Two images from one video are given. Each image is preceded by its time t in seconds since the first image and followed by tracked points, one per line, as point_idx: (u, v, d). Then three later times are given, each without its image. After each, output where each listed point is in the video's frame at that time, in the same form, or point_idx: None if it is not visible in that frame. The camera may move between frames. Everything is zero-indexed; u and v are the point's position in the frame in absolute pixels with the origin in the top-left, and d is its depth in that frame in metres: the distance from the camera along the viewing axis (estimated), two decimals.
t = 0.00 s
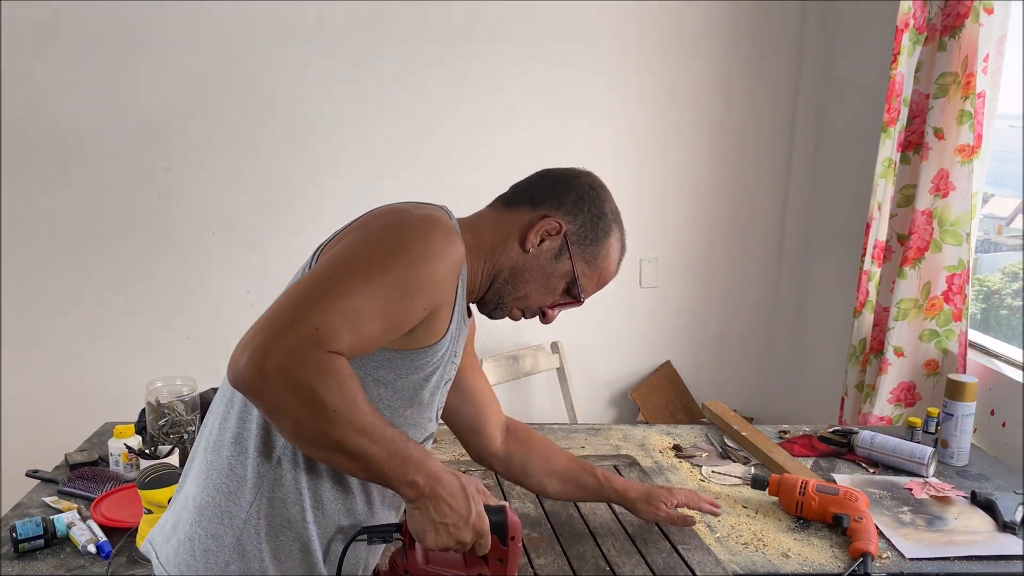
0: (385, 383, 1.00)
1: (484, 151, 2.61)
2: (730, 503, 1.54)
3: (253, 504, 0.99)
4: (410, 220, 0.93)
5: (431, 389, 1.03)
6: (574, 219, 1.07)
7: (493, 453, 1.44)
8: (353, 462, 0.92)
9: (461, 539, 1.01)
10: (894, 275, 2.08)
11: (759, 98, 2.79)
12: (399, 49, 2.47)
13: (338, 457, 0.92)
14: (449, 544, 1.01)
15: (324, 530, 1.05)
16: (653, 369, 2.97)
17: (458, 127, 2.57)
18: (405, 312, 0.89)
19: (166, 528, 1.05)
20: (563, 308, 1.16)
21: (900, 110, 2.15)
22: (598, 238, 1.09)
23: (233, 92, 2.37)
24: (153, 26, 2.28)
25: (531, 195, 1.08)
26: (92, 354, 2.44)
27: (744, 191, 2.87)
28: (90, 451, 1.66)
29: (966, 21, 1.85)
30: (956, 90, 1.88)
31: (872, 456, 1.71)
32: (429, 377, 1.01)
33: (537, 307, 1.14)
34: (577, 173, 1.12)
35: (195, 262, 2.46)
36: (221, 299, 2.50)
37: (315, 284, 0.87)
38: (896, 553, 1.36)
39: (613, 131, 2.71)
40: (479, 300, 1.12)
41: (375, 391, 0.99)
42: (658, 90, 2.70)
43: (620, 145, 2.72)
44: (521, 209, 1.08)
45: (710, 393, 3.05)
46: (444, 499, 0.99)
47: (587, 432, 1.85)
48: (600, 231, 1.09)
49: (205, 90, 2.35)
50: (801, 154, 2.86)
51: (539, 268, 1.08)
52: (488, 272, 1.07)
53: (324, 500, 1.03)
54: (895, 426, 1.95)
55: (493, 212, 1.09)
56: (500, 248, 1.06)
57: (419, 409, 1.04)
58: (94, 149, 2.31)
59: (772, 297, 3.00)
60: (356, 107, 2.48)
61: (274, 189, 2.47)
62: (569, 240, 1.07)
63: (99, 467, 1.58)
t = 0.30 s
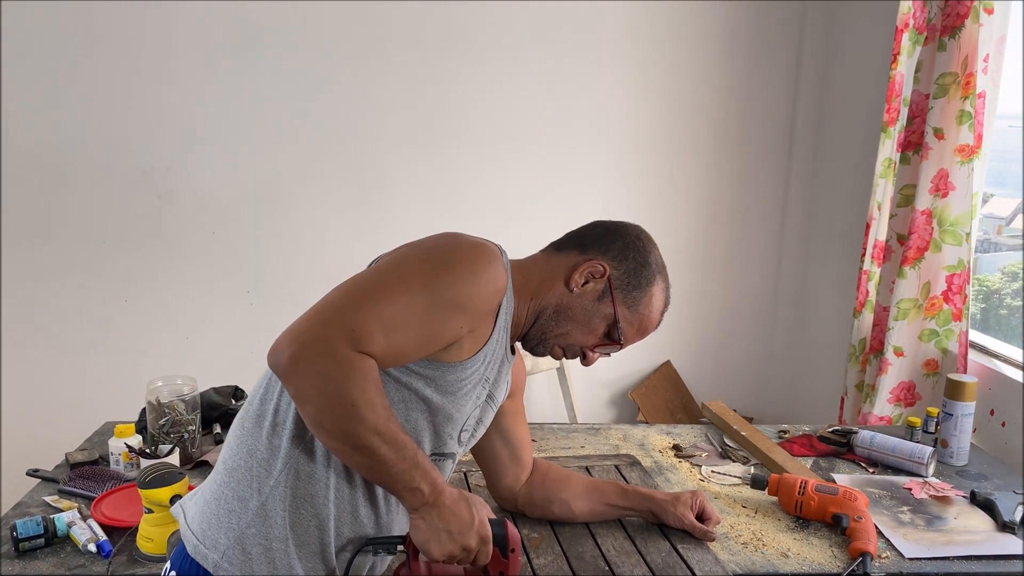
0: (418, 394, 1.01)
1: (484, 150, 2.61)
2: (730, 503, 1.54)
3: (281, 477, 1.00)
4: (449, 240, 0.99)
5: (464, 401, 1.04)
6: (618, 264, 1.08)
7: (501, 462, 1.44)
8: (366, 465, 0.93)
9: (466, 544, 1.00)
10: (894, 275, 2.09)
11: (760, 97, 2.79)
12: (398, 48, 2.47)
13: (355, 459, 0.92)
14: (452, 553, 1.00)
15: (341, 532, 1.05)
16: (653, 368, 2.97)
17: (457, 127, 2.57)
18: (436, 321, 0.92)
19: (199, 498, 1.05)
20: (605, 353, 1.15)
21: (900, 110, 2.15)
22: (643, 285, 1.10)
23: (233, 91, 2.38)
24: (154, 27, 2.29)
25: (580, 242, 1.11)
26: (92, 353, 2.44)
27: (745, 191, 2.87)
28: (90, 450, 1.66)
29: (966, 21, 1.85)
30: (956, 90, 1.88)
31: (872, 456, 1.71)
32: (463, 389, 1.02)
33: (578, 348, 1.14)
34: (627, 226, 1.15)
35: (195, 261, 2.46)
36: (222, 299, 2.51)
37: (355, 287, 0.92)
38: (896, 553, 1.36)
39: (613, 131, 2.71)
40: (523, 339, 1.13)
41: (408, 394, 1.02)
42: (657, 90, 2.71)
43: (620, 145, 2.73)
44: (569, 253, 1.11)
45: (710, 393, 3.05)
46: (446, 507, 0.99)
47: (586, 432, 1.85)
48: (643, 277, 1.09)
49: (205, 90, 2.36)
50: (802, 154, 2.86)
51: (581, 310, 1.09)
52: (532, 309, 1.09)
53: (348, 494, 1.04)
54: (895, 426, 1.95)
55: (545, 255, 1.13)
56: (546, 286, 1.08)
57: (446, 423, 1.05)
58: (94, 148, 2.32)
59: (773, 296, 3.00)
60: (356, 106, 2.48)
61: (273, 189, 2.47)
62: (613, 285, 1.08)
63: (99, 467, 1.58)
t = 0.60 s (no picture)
0: (426, 401, 1.01)
1: (483, 150, 2.61)
2: (729, 503, 1.54)
3: (293, 480, 1.00)
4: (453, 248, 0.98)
5: (471, 408, 1.04)
6: (623, 262, 1.08)
7: (503, 461, 1.44)
8: (375, 471, 0.93)
9: (478, 547, 0.98)
10: (894, 275, 2.09)
11: (759, 97, 2.79)
12: (398, 48, 2.47)
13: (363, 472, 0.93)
14: (464, 557, 0.98)
15: (350, 536, 1.05)
16: (653, 369, 2.97)
17: (457, 127, 2.58)
18: (443, 324, 0.92)
19: (206, 498, 1.05)
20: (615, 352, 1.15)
21: (900, 109, 2.15)
22: (649, 282, 1.09)
23: (233, 91, 2.38)
24: (154, 27, 2.29)
25: (585, 243, 1.12)
26: (93, 353, 2.44)
27: (744, 191, 2.87)
28: (90, 450, 1.66)
29: (965, 21, 1.85)
30: (956, 90, 1.88)
31: (872, 456, 1.71)
32: (470, 396, 1.03)
33: (588, 348, 1.13)
34: (632, 223, 1.15)
35: (195, 261, 2.46)
36: (222, 299, 2.51)
37: (358, 298, 0.92)
38: (895, 553, 1.36)
39: (613, 131, 2.71)
40: (532, 342, 1.14)
41: (413, 403, 1.01)
42: (657, 90, 2.71)
43: (620, 145, 2.72)
44: (575, 255, 1.11)
45: (710, 392, 3.05)
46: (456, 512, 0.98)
47: (586, 432, 1.85)
48: (649, 273, 1.09)
49: (205, 90, 2.36)
50: (802, 154, 2.86)
51: (589, 310, 1.09)
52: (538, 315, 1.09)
53: (357, 498, 1.04)
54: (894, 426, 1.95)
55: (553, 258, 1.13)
56: (550, 291, 1.09)
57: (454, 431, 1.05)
58: (94, 149, 2.32)
59: (773, 296, 3.00)
60: (355, 106, 2.48)
61: (273, 189, 2.47)
62: (619, 283, 1.08)
63: (99, 466, 1.58)
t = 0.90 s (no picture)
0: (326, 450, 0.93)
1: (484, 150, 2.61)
2: (730, 503, 1.54)
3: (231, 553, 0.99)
4: (289, 266, 0.82)
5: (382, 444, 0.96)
6: (501, 171, 0.96)
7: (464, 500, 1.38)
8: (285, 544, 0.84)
9: None
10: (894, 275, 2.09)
11: (759, 97, 2.79)
12: (399, 48, 2.47)
13: (292, 570, 0.81)
14: None
15: None
16: (653, 368, 2.97)
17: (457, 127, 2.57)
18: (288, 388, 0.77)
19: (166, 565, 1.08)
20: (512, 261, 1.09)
21: (900, 109, 2.15)
22: (535, 184, 0.99)
23: (233, 91, 2.38)
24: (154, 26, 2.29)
25: (449, 147, 0.96)
26: (92, 353, 2.44)
27: (744, 191, 2.87)
28: (90, 451, 1.66)
29: (966, 21, 1.85)
30: (956, 90, 1.88)
31: (872, 456, 1.71)
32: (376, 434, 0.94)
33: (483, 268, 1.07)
34: (504, 104, 0.99)
35: (194, 261, 2.45)
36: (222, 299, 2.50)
37: (202, 380, 0.75)
38: (896, 553, 1.36)
39: (614, 131, 2.71)
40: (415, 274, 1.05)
41: (307, 458, 0.93)
42: (658, 90, 2.71)
43: (621, 145, 2.72)
44: (438, 165, 0.96)
45: (710, 392, 3.05)
46: None
47: (587, 432, 1.85)
48: (535, 177, 0.99)
49: (205, 90, 2.36)
50: (802, 154, 2.86)
51: (472, 232, 1.00)
52: (416, 250, 1.00)
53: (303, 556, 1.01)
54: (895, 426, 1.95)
55: (409, 172, 0.98)
56: (424, 223, 0.97)
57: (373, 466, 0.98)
58: (93, 149, 2.31)
59: (773, 296, 3.00)
60: (356, 105, 2.48)
61: (273, 189, 2.47)
62: (501, 198, 0.98)
63: (99, 467, 1.58)
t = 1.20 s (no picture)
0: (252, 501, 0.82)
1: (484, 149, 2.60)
2: (730, 503, 1.54)
3: None
4: (142, 294, 0.67)
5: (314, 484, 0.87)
6: (380, 121, 0.83)
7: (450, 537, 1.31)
8: None
9: None
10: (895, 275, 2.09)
11: (759, 98, 2.79)
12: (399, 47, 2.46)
13: None
14: None
15: None
16: (653, 369, 2.97)
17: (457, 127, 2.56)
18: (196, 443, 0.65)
19: None
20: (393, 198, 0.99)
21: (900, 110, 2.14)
22: (415, 124, 0.88)
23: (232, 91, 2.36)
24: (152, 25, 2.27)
25: (303, 108, 0.78)
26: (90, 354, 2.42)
27: (744, 191, 2.87)
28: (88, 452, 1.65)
29: (966, 21, 1.85)
30: (956, 90, 1.88)
31: (872, 456, 1.71)
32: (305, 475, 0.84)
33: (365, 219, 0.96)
34: (349, 32, 0.80)
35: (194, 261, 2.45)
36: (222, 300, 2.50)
37: (76, 469, 0.61)
38: (897, 553, 1.36)
39: (614, 131, 2.70)
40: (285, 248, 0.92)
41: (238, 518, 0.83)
42: (658, 90, 2.71)
43: (621, 145, 2.72)
44: (297, 135, 0.79)
45: (711, 392, 3.05)
46: None
47: (586, 432, 1.84)
48: (415, 113, 0.87)
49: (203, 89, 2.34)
50: (801, 155, 2.86)
51: (358, 193, 0.88)
52: (293, 235, 0.86)
53: None
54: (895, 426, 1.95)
55: (250, 149, 0.80)
56: (303, 207, 0.84)
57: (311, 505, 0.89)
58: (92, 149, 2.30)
59: (772, 296, 3.01)
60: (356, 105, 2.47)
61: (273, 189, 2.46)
62: (381, 150, 0.86)
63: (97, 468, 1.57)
